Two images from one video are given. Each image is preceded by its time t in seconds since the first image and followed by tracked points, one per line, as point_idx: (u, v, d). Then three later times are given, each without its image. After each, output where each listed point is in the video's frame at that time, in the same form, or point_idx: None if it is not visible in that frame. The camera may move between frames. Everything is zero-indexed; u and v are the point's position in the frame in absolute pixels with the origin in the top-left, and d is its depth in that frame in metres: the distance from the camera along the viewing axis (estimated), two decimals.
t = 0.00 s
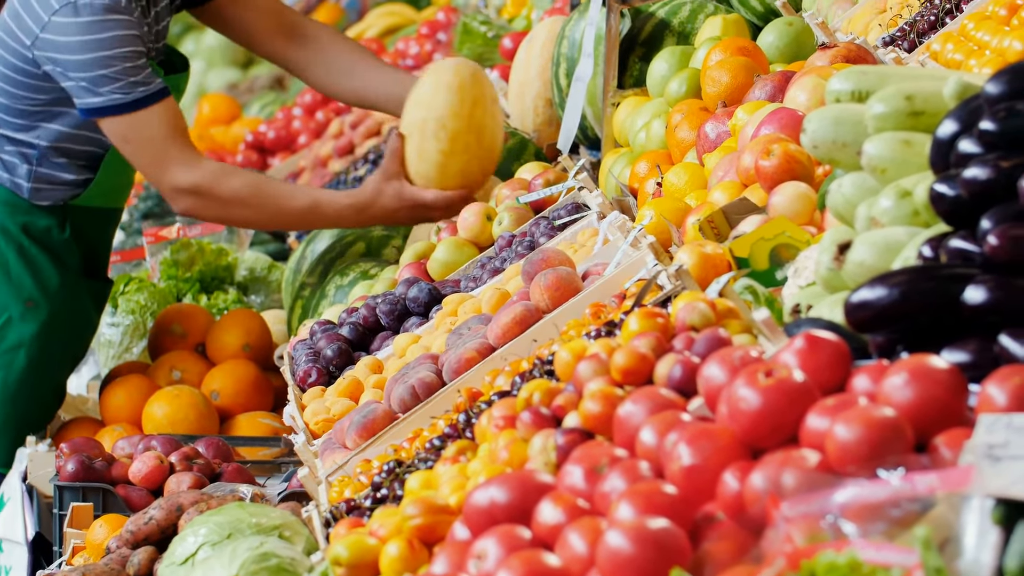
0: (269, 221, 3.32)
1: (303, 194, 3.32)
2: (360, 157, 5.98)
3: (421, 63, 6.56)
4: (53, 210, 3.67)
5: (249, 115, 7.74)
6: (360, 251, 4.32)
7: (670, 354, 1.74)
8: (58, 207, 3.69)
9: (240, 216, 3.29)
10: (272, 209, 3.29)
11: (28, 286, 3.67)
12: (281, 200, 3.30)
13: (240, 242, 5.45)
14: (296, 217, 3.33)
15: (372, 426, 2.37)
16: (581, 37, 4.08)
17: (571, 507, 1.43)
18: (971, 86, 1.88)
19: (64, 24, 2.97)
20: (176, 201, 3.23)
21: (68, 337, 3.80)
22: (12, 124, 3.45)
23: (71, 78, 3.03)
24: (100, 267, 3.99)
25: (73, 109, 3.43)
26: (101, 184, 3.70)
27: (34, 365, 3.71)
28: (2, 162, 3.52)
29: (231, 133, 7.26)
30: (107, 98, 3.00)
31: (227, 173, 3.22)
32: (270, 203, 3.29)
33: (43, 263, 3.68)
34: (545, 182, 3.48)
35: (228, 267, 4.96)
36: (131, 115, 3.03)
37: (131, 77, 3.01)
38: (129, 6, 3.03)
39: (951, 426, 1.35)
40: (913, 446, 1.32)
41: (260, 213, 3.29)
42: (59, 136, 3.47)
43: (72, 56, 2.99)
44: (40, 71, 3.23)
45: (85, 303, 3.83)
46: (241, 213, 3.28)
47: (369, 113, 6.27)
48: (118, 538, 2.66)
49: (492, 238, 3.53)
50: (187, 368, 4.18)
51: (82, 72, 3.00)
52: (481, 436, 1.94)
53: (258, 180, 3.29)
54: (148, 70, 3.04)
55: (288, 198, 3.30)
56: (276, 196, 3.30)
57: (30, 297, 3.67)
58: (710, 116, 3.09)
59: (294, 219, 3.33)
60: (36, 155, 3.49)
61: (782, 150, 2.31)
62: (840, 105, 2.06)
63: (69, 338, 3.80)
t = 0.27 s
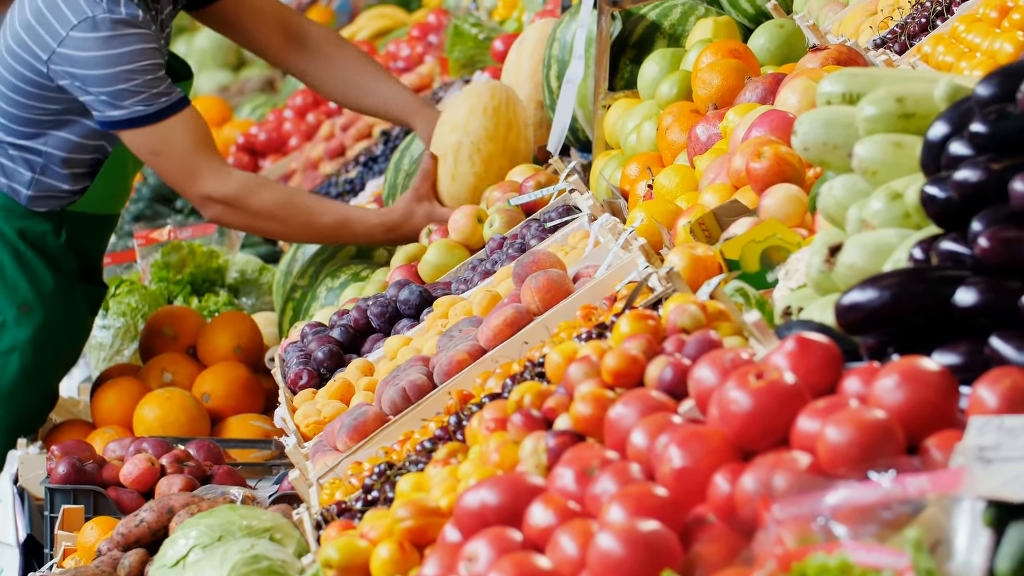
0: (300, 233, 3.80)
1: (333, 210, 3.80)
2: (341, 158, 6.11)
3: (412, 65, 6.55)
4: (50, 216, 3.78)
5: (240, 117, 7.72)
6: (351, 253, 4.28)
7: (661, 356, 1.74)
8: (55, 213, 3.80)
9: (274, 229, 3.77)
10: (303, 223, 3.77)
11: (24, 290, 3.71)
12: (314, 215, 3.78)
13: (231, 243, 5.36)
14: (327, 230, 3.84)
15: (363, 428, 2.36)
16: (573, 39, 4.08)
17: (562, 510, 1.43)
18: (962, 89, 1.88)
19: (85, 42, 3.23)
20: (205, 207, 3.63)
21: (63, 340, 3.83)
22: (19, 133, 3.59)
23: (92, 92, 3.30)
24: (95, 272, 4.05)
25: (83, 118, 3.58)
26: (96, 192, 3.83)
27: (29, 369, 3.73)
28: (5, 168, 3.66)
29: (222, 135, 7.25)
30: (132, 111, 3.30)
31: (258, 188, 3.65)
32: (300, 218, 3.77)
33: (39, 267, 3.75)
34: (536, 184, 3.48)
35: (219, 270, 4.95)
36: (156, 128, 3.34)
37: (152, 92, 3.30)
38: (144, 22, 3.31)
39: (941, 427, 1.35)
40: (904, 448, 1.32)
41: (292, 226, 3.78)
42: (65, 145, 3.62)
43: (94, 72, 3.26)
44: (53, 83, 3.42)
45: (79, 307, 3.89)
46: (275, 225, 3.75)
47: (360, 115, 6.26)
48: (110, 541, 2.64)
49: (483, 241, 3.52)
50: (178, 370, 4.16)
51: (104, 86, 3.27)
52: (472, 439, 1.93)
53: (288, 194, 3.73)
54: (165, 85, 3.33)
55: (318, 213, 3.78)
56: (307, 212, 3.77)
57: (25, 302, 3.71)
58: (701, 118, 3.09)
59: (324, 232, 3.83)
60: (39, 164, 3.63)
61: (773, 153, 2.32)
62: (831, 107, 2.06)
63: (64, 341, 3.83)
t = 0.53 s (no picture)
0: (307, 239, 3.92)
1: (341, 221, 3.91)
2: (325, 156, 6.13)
3: (402, 65, 6.54)
4: (45, 219, 3.76)
5: (230, 118, 7.70)
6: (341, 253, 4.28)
7: (651, 357, 1.74)
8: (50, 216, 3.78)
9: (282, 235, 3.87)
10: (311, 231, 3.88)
11: (17, 292, 3.70)
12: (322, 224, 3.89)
13: (221, 243, 5.25)
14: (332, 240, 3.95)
15: (353, 429, 2.35)
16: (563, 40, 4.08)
17: (553, 511, 1.43)
18: (952, 91, 1.89)
19: (94, 48, 3.22)
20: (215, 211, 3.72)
21: (55, 343, 3.80)
22: (19, 137, 3.56)
23: (100, 98, 3.29)
24: (88, 273, 4.01)
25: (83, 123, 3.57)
26: (90, 196, 3.83)
27: (21, 372, 3.70)
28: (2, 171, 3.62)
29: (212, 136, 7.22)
30: (142, 116, 3.30)
31: (270, 195, 3.75)
32: (307, 227, 3.88)
33: (32, 269, 3.73)
34: (526, 185, 3.47)
35: (209, 271, 4.93)
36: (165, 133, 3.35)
37: (161, 97, 3.30)
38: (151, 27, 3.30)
39: (931, 429, 1.35)
40: (893, 449, 1.32)
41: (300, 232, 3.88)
42: (67, 149, 3.61)
43: (102, 78, 3.24)
44: (59, 90, 3.40)
45: (71, 309, 3.86)
46: (282, 232, 3.85)
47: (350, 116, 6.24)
48: (99, 542, 2.63)
49: (473, 242, 3.52)
50: (168, 372, 4.15)
51: (113, 92, 3.25)
52: (462, 440, 1.92)
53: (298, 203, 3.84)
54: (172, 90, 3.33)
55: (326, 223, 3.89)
56: (315, 222, 3.88)
57: (18, 303, 3.70)
58: (691, 119, 3.10)
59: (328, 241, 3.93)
60: (37, 167, 3.61)
61: (763, 154, 2.32)
62: (821, 108, 2.07)
63: (56, 344, 3.80)
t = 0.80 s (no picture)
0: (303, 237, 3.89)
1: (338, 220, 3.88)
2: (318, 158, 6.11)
3: (395, 66, 6.53)
4: (37, 218, 3.75)
5: (223, 118, 7.69)
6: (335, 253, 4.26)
7: (644, 357, 1.74)
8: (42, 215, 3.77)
9: (278, 233, 3.84)
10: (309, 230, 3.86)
11: (10, 292, 3.68)
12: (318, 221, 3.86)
13: (215, 243, 5.24)
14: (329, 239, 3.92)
15: (346, 429, 2.35)
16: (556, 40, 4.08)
17: (546, 511, 1.42)
18: (945, 92, 1.89)
19: (89, 46, 3.20)
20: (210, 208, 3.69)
21: (48, 342, 3.80)
22: (13, 135, 3.54)
23: (95, 96, 3.28)
24: (81, 273, 4.01)
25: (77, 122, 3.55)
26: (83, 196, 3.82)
27: (14, 371, 3.71)
28: None
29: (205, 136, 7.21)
30: (137, 115, 3.29)
31: (266, 193, 3.73)
32: (304, 224, 3.86)
33: (25, 268, 3.71)
34: (519, 185, 3.47)
35: (202, 271, 4.92)
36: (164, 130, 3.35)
37: (156, 94, 3.29)
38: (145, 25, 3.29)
39: (925, 429, 1.35)
40: (887, 449, 1.32)
41: (296, 230, 3.86)
42: (62, 149, 3.59)
43: (97, 77, 3.23)
44: (54, 88, 3.38)
45: (64, 308, 3.86)
46: (279, 230, 3.83)
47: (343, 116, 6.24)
48: (92, 542, 2.62)
49: (467, 242, 3.51)
50: (161, 371, 4.14)
51: (108, 90, 3.24)
52: (455, 440, 1.92)
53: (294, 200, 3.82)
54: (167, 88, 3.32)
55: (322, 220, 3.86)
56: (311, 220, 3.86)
57: (10, 303, 3.69)
58: (685, 120, 3.10)
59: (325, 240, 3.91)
60: (31, 167, 3.59)
61: (756, 154, 2.32)
62: (814, 108, 2.07)
63: (49, 343, 3.80)
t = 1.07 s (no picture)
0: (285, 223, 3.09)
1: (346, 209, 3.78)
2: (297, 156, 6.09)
3: (389, 65, 6.52)
4: (30, 217, 3.60)
5: (217, 118, 7.68)
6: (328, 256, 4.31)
7: (639, 357, 1.74)
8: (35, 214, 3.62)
9: (257, 222, 3.04)
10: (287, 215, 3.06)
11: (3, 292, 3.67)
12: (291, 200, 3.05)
13: (210, 243, 5.30)
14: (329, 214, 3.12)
15: (341, 428, 2.35)
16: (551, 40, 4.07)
17: (541, 510, 1.42)
18: (940, 91, 1.89)
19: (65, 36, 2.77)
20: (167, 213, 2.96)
21: (42, 342, 3.79)
22: None
23: (67, 88, 2.83)
24: (75, 273, 3.96)
25: (59, 119, 3.28)
26: (77, 195, 3.65)
27: (7, 369, 3.72)
28: None
29: (199, 135, 7.20)
30: (102, 111, 2.80)
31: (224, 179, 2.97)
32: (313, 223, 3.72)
33: (18, 268, 3.67)
34: (514, 185, 3.47)
35: (197, 270, 4.91)
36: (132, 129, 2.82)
37: (127, 90, 2.80)
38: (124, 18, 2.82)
39: (919, 429, 1.35)
40: (882, 449, 1.32)
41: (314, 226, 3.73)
42: (46, 147, 3.34)
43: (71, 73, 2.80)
44: (34, 83, 3.07)
45: (58, 309, 3.84)
46: (252, 219, 3.04)
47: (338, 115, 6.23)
48: (87, 541, 2.61)
49: (461, 241, 3.51)
50: (155, 371, 4.13)
51: (82, 86, 2.80)
52: (450, 439, 1.92)
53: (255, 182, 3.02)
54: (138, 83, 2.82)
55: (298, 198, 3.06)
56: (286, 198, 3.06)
57: (3, 302, 3.68)
58: (679, 119, 3.10)
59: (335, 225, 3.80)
60: (16, 163, 3.38)
61: (751, 154, 2.32)
62: (809, 108, 2.07)
63: (43, 342, 3.79)
